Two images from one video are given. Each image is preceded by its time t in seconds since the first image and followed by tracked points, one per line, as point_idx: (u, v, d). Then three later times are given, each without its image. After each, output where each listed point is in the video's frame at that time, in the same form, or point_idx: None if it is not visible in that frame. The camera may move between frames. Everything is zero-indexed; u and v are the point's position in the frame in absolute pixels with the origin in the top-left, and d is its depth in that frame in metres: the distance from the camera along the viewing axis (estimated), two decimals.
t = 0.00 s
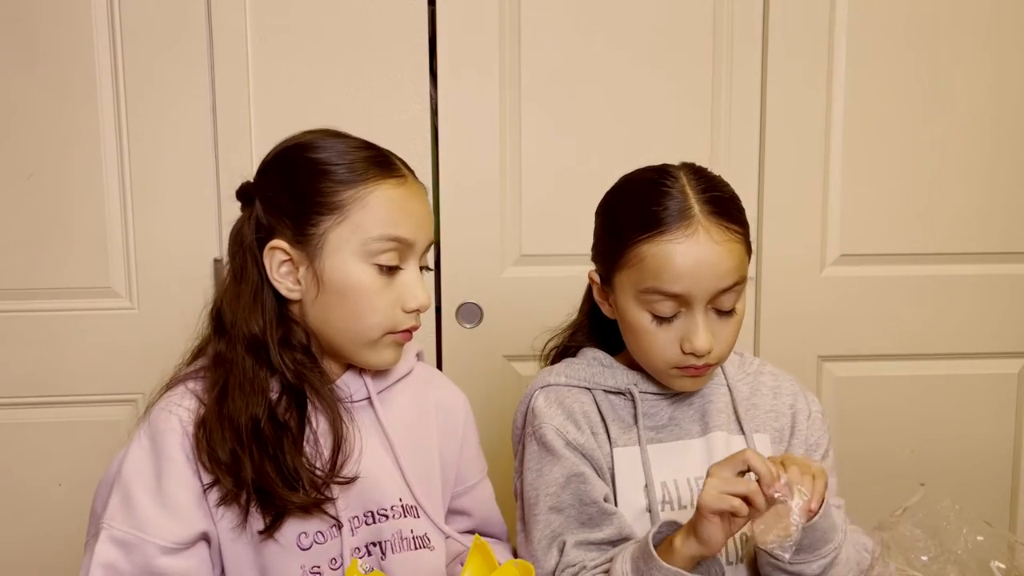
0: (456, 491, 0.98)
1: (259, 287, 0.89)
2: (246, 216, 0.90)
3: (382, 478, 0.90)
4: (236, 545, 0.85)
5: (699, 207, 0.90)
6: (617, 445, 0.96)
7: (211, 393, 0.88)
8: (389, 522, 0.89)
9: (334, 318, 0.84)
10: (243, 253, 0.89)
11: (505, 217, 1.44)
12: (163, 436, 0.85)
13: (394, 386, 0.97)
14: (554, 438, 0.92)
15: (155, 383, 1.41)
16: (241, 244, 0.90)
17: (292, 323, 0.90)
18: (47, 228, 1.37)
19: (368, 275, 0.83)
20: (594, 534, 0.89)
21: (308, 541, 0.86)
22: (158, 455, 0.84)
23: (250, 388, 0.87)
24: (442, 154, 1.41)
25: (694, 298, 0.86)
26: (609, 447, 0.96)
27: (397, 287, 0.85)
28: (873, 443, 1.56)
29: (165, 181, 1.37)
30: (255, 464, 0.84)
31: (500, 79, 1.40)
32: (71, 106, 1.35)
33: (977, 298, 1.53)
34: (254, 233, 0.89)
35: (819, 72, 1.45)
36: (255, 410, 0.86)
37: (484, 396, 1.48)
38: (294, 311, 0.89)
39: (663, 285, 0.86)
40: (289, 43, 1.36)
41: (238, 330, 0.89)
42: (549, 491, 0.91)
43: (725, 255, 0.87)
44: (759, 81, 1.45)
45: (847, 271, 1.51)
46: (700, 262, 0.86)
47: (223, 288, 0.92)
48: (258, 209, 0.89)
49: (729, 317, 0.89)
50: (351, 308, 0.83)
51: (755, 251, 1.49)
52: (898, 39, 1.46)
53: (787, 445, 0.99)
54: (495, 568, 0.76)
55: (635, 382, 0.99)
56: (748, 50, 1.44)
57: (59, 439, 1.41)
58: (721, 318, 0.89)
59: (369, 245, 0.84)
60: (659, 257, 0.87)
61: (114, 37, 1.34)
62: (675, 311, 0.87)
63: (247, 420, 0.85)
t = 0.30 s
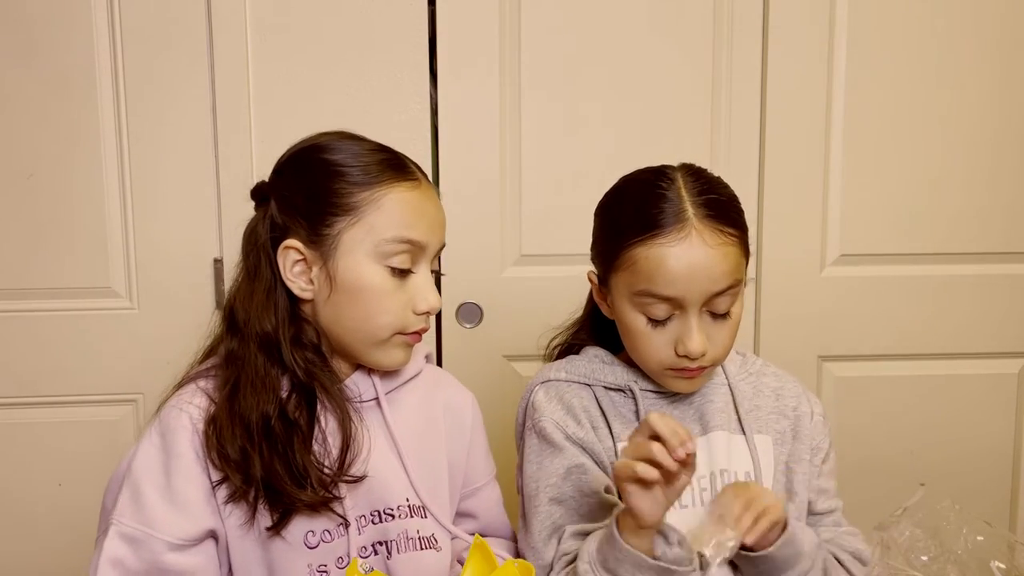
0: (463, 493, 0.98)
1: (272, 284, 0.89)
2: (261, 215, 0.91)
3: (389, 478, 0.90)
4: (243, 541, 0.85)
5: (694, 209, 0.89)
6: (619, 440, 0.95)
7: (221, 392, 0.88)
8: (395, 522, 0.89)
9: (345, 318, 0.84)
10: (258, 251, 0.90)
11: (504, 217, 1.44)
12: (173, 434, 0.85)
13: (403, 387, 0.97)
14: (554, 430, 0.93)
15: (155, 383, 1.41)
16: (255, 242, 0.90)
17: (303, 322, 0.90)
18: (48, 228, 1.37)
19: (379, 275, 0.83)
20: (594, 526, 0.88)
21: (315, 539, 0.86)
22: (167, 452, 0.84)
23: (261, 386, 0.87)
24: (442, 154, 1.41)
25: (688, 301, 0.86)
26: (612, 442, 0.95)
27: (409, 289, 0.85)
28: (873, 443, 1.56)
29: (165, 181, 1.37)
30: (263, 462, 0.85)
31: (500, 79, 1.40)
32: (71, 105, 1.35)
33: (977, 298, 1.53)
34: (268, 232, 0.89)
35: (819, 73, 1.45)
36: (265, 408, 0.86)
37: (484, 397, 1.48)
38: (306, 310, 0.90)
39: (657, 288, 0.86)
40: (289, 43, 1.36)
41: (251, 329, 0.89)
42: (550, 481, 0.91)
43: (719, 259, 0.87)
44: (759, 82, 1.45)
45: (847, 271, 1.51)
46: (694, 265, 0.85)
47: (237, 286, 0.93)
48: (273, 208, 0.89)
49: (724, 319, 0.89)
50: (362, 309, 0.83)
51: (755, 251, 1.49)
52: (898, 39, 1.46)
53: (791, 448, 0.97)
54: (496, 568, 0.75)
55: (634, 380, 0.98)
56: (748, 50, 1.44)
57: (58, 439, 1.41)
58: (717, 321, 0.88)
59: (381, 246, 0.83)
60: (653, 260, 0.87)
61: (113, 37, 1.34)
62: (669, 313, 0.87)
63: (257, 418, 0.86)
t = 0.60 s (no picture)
0: (468, 494, 0.98)
1: (279, 283, 0.89)
2: (269, 214, 0.91)
3: (393, 479, 0.90)
4: (246, 541, 0.85)
5: (693, 198, 0.89)
6: (615, 445, 0.94)
7: (226, 391, 0.89)
8: (399, 522, 0.89)
9: (352, 319, 0.84)
10: (265, 249, 0.90)
11: (504, 217, 1.44)
12: (177, 432, 0.85)
13: (406, 388, 0.97)
14: (548, 436, 0.92)
15: (155, 383, 1.41)
16: (264, 240, 0.90)
17: (309, 322, 0.90)
18: (48, 228, 1.37)
19: (385, 279, 0.83)
20: (578, 534, 0.89)
21: (318, 540, 0.86)
22: (171, 450, 0.85)
23: (266, 384, 0.87)
24: (442, 154, 1.41)
25: (693, 288, 0.86)
26: (607, 448, 0.95)
27: (415, 293, 0.84)
28: (873, 443, 1.56)
29: (165, 181, 1.37)
30: (268, 461, 0.84)
31: (500, 79, 1.40)
32: (70, 105, 1.35)
33: (977, 298, 1.53)
34: (276, 231, 0.89)
35: (819, 72, 1.45)
36: (270, 407, 0.86)
37: (484, 397, 1.48)
38: (312, 310, 0.89)
39: (660, 276, 0.86)
40: (289, 43, 1.36)
41: (257, 327, 0.89)
42: (540, 488, 0.91)
43: (721, 244, 0.87)
44: (759, 81, 1.45)
45: (847, 271, 1.51)
46: (696, 250, 0.85)
47: (244, 286, 0.93)
48: (281, 208, 0.89)
49: (729, 308, 0.89)
50: (369, 311, 0.83)
51: (755, 251, 1.49)
52: (898, 38, 1.46)
53: (790, 447, 0.98)
54: (495, 567, 0.75)
55: (636, 381, 0.97)
56: (748, 49, 1.44)
57: (58, 439, 1.41)
58: (722, 310, 0.88)
59: (388, 249, 0.83)
60: (655, 248, 0.87)
61: (113, 37, 1.34)
62: (674, 302, 0.87)
63: (261, 417, 0.86)
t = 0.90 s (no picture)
0: (469, 495, 0.98)
1: (279, 284, 0.89)
2: (270, 214, 0.91)
3: (392, 480, 0.90)
4: (245, 541, 0.85)
5: (684, 191, 0.90)
6: (614, 446, 0.94)
7: (226, 391, 0.89)
8: (398, 523, 0.89)
9: (351, 320, 0.84)
10: (265, 249, 0.90)
11: (505, 217, 1.44)
12: (177, 432, 0.85)
13: (407, 388, 0.97)
14: (548, 435, 0.92)
15: (155, 383, 1.41)
16: (264, 240, 0.90)
17: (309, 322, 0.90)
18: (48, 227, 1.37)
19: (385, 281, 0.83)
20: (581, 535, 0.89)
21: (317, 540, 0.86)
22: (170, 451, 0.85)
23: (266, 384, 0.87)
24: (442, 154, 1.41)
25: (685, 280, 0.86)
26: (606, 448, 0.94)
27: (414, 295, 0.84)
28: (873, 443, 1.56)
29: (165, 181, 1.37)
30: (267, 461, 0.84)
31: (500, 79, 1.40)
32: (70, 105, 1.35)
33: (978, 298, 1.53)
34: (277, 231, 0.89)
35: (819, 72, 1.45)
36: (269, 407, 0.86)
37: (484, 397, 1.48)
38: (311, 310, 0.89)
39: (652, 268, 0.86)
40: (289, 43, 1.36)
41: (257, 327, 0.89)
42: (541, 487, 0.91)
43: (712, 235, 0.87)
44: (759, 81, 1.45)
45: (847, 271, 1.51)
46: (687, 241, 0.86)
47: (245, 286, 0.93)
48: (282, 208, 0.89)
49: (725, 301, 0.88)
50: (368, 313, 0.83)
51: (755, 251, 1.49)
52: (898, 38, 1.46)
53: (791, 453, 0.97)
54: (496, 568, 0.75)
55: (637, 381, 0.97)
56: (747, 49, 1.44)
57: (58, 439, 1.41)
58: (718, 303, 0.88)
59: (388, 251, 0.83)
60: (647, 241, 0.87)
61: (113, 37, 1.34)
62: (667, 295, 0.87)
63: (261, 416, 0.86)
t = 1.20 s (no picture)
0: (469, 495, 0.98)
1: (277, 283, 0.89)
2: (269, 214, 0.91)
3: (392, 480, 0.90)
4: (245, 541, 0.85)
5: (682, 193, 0.90)
6: (615, 446, 0.94)
7: (225, 391, 0.89)
8: (397, 522, 0.89)
9: (346, 321, 0.84)
10: (263, 248, 0.90)
11: (505, 217, 1.44)
12: (176, 432, 0.85)
13: (406, 388, 0.97)
14: (550, 436, 0.92)
15: (155, 383, 1.41)
16: (262, 240, 0.90)
17: (307, 323, 0.90)
18: (48, 227, 1.37)
19: (381, 283, 0.83)
20: (583, 536, 0.88)
21: (316, 540, 0.86)
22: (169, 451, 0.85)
23: (265, 383, 0.88)
24: (441, 153, 1.41)
25: (682, 283, 0.86)
26: (607, 448, 0.94)
27: (410, 297, 0.84)
28: (873, 442, 1.56)
29: (165, 181, 1.37)
30: (266, 461, 0.85)
31: (500, 79, 1.40)
32: (70, 105, 1.35)
33: (978, 298, 1.53)
34: (275, 231, 0.89)
35: (819, 72, 1.45)
36: (268, 407, 0.86)
37: (484, 397, 1.48)
38: (308, 311, 0.90)
39: (649, 270, 0.86)
40: (289, 43, 1.36)
41: (256, 327, 0.89)
42: (542, 488, 0.91)
43: (710, 237, 0.86)
44: (759, 80, 1.45)
45: (847, 271, 1.51)
46: (684, 244, 0.85)
47: (244, 285, 0.93)
48: (280, 208, 0.89)
49: (722, 304, 0.88)
50: (364, 315, 0.83)
51: (755, 251, 1.49)
52: (899, 37, 1.46)
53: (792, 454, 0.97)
54: (496, 568, 0.75)
55: (636, 382, 0.97)
56: (748, 49, 1.44)
57: (58, 439, 1.41)
58: (715, 305, 0.88)
59: (384, 254, 0.83)
60: (645, 243, 0.87)
61: (113, 37, 1.34)
62: (664, 297, 0.87)
63: (259, 416, 0.86)
